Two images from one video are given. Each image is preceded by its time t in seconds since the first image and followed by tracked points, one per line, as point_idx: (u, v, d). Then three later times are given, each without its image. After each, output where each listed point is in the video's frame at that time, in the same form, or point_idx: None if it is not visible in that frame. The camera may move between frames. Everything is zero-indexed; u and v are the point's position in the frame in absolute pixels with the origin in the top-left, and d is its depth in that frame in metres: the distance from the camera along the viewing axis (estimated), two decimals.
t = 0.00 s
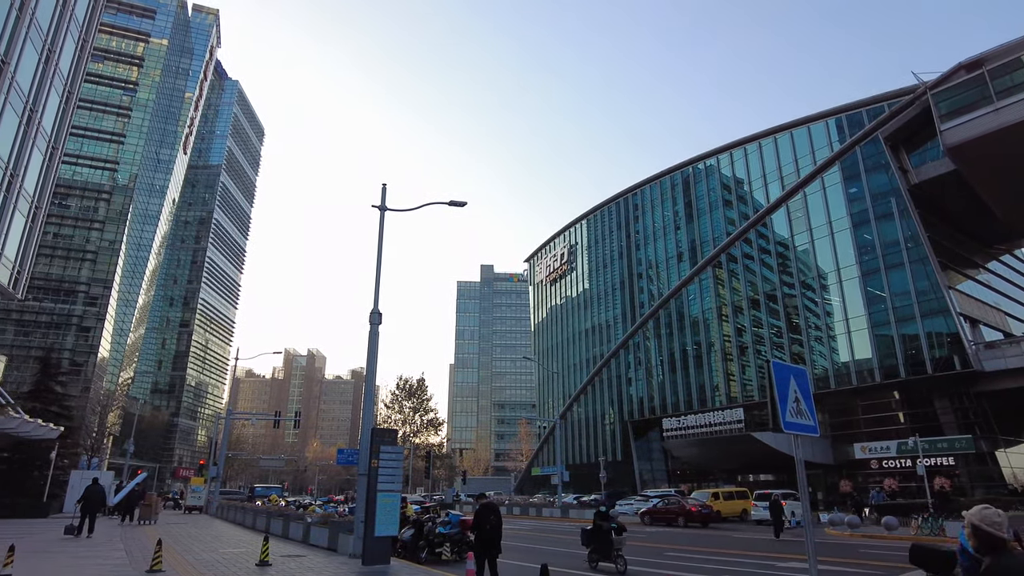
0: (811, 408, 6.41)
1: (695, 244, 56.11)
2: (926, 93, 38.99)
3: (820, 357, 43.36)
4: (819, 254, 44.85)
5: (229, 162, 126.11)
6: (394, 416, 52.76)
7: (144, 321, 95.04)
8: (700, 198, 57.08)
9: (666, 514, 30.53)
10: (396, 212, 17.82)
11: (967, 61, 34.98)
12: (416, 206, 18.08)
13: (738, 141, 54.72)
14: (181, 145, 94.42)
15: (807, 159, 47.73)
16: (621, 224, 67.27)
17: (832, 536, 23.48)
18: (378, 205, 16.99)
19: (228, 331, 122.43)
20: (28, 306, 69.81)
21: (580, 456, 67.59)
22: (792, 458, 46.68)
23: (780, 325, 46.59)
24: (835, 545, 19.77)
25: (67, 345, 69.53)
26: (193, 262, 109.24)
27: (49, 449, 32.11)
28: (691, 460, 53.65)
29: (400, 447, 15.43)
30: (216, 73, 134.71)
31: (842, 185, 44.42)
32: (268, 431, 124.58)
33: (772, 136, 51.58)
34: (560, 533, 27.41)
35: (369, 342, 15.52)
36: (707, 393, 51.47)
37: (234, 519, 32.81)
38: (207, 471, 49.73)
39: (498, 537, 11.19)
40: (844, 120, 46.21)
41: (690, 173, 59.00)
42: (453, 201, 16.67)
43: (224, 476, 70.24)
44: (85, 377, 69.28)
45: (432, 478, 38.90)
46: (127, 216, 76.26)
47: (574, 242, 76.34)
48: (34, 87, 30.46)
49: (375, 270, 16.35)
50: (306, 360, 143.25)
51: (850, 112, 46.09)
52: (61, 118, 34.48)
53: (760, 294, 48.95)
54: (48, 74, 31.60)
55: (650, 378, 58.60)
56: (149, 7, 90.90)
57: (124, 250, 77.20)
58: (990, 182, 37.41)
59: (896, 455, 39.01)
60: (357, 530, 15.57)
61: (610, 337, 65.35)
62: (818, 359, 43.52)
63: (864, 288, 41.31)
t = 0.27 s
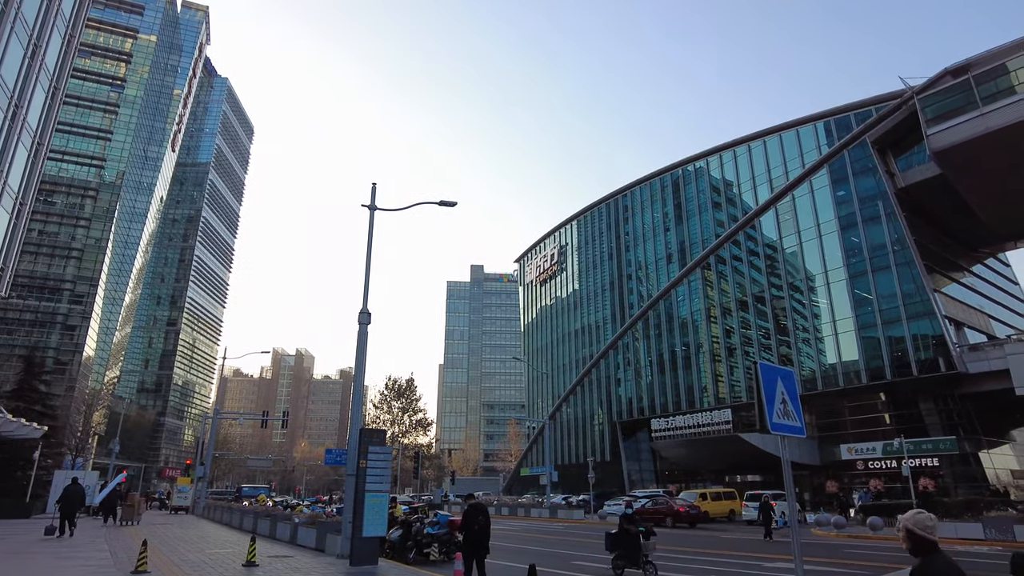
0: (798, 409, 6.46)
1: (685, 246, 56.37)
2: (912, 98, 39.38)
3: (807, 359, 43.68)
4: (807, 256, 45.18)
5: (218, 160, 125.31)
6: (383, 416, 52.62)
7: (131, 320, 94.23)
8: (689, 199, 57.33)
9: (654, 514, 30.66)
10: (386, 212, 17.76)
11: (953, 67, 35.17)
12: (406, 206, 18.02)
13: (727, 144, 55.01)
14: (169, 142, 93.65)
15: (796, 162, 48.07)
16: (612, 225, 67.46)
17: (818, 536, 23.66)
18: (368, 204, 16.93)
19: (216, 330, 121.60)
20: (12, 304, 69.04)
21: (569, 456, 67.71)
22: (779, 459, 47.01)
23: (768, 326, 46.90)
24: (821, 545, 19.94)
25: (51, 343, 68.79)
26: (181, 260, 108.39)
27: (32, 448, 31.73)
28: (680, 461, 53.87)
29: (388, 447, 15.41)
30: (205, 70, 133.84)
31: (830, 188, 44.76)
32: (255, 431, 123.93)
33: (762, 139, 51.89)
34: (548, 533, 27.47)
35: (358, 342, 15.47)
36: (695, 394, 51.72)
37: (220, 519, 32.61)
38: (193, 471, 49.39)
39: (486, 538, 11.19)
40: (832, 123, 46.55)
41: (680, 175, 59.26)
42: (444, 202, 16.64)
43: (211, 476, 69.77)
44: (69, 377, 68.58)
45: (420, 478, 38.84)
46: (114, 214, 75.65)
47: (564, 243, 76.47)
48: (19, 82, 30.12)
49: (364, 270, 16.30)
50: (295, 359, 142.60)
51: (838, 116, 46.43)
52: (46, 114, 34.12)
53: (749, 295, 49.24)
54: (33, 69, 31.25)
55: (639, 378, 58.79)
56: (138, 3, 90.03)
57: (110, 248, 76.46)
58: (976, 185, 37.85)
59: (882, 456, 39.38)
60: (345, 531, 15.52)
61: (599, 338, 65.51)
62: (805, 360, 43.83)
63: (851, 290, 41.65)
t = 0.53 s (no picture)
0: (784, 410, 6.55)
1: (673, 248, 56.64)
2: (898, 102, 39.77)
3: (794, 361, 44.00)
4: (795, 259, 45.53)
5: (206, 157, 124.47)
6: (371, 417, 52.47)
7: (117, 318, 93.45)
8: (678, 202, 57.59)
9: (642, 515, 30.80)
10: (376, 212, 17.73)
11: (939, 73, 35.36)
12: (396, 206, 18.00)
13: (716, 146, 55.31)
14: (157, 139, 92.90)
15: (784, 165, 48.39)
16: (601, 227, 67.67)
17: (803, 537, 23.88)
18: (357, 204, 16.89)
19: (203, 330, 120.78)
20: None
21: (557, 457, 67.84)
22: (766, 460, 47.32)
23: (756, 328, 47.20)
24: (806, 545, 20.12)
25: (35, 342, 68.11)
26: (168, 258, 107.57)
27: (14, 448, 31.34)
28: (667, 462, 54.03)
29: (376, 448, 15.38)
30: (193, 67, 133.04)
31: (818, 191, 45.09)
32: (242, 431, 123.20)
33: (750, 142, 52.21)
34: (536, 533, 27.54)
35: (346, 342, 15.42)
36: (683, 396, 51.95)
37: (206, 519, 32.50)
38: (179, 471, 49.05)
39: (474, 538, 11.20)
40: (820, 127, 46.88)
41: (669, 177, 59.52)
42: (434, 202, 16.64)
43: (197, 476, 69.26)
44: (53, 376, 67.83)
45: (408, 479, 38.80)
46: (100, 211, 74.40)
47: (554, 244, 76.60)
48: (3, 78, 29.74)
49: (354, 270, 16.27)
50: (282, 359, 141.91)
51: (826, 119, 46.79)
52: (31, 109, 33.74)
53: (736, 297, 49.54)
54: (18, 65, 30.90)
55: (627, 379, 59.00)
56: None
57: (96, 246, 75.68)
58: (960, 189, 38.29)
59: (868, 457, 39.70)
60: (332, 531, 15.45)
61: (588, 339, 65.69)
62: (792, 362, 44.14)
63: (838, 293, 42.00)
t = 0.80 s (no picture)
0: (772, 411, 6.61)
1: (663, 249, 56.84)
2: (886, 106, 40.12)
3: (783, 362, 44.27)
4: (784, 261, 45.81)
5: (195, 156, 123.67)
6: (360, 417, 52.25)
7: (104, 317, 92.68)
8: (668, 204, 57.80)
9: (631, 516, 30.87)
10: (366, 211, 17.66)
11: (927, 78, 35.61)
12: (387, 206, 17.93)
13: (706, 149, 55.56)
14: (145, 137, 92.18)
15: (773, 168, 48.68)
16: (591, 228, 67.82)
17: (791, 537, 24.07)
18: (347, 203, 16.80)
19: (191, 329, 119.92)
20: None
21: (547, 458, 67.91)
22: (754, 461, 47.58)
23: (745, 330, 47.45)
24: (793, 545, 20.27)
25: (19, 341, 67.38)
26: (156, 257, 106.81)
27: None
28: (656, 462, 54.20)
29: (365, 448, 15.33)
30: (183, 65, 132.21)
31: (807, 194, 45.40)
32: (230, 431, 122.42)
33: (740, 145, 52.48)
34: (524, 534, 27.55)
35: (335, 342, 15.37)
36: (672, 397, 52.14)
37: (193, 520, 32.31)
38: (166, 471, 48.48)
39: (462, 538, 11.19)
40: (810, 130, 47.18)
41: (660, 179, 59.73)
42: (424, 202, 16.59)
43: (184, 477, 68.80)
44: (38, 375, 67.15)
45: (397, 480, 38.70)
46: (86, 209, 74.88)
47: (544, 245, 76.68)
48: None
49: (343, 270, 16.19)
50: (271, 359, 141.19)
51: (815, 123, 47.08)
52: (16, 106, 33.34)
53: (726, 299, 49.79)
54: (4, 61, 30.53)
55: (617, 380, 59.15)
56: None
57: (83, 244, 75.07)
58: (946, 193, 38.67)
59: (854, 458, 39.88)
60: (320, 532, 15.39)
61: (578, 340, 65.81)
62: (781, 363, 44.42)
63: (826, 295, 42.33)
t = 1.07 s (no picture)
0: (759, 413, 6.77)
1: (654, 251, 57.06)
2: (875, 111, 40.45)
3: (772, 364, 44.54)
4: (773, 263, 46.10)
5: (185, 154, 122.94)
6: (350, 418, 52.12)
7: (91, 316, 91.91)
8: (659, 205, 58.02)
9: (620, 517, 30.92)
10: (356, 211, 17.62)
11: (914, 83, 35.95)
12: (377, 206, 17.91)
13: (697, 151, 55.83)
14: (134, 135, 91.45)
15: (763, 171, 48.96)
16: (583, 230, 67.97)
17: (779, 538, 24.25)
18: (338, 203, 16.77)
19: (180, 329, 119.10)
20: None
21: (537, 459, 67.95)
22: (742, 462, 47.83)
23: (734, 331, 47.72)
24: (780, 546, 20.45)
25: (5, 340, 66.68)
26: (145, 256, 106.03)
27: None
28: (646, 464, 54.34)
29: (354, 449, 15.29)
30: (173, 63, 131.48)
31: (797, 197, 45.70)
32: (219, 432, 121.60)
33: (730, 148, 52.75)
34: (514, 535, 27.55)
35: (325, 342, 15.32)
36: (662, 398, 52.32)
37: (180, 521, 32.09)
38: (153, 472, 47.99)
39: (452, 539, 11.19)
40: (799, 133, 47.49)
41: (650, 181, 59.95)
42: (415, 202, 16.59)
43: (171, 478, 68.30)
44: (23, 375, 66.46)
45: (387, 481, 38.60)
46: (73, 207, 73.91)
47: (535, 246, 76.77)
48: None
49: (333, 271, 16.15)
50: (260, 359, 140.45)
51: (805, 126, 47.40)
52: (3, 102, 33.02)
53: (716, 301, 50.03)
54: None
55: (607, 381, 59.28)
56: None
57: (70, 242, 74.47)
58: (933, 197, 39.06)
59: (842, 459, 40.11)
60: (308, 533, 15.33)
61: (569, 341, 65.92)
62: (770, 365, 44.69)
63: (815, 297, 42.65)
